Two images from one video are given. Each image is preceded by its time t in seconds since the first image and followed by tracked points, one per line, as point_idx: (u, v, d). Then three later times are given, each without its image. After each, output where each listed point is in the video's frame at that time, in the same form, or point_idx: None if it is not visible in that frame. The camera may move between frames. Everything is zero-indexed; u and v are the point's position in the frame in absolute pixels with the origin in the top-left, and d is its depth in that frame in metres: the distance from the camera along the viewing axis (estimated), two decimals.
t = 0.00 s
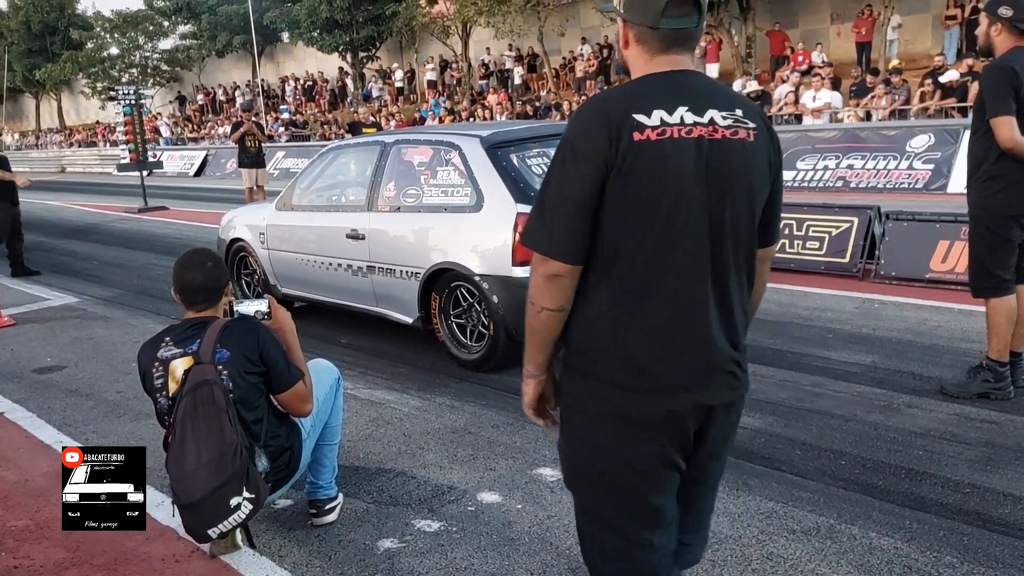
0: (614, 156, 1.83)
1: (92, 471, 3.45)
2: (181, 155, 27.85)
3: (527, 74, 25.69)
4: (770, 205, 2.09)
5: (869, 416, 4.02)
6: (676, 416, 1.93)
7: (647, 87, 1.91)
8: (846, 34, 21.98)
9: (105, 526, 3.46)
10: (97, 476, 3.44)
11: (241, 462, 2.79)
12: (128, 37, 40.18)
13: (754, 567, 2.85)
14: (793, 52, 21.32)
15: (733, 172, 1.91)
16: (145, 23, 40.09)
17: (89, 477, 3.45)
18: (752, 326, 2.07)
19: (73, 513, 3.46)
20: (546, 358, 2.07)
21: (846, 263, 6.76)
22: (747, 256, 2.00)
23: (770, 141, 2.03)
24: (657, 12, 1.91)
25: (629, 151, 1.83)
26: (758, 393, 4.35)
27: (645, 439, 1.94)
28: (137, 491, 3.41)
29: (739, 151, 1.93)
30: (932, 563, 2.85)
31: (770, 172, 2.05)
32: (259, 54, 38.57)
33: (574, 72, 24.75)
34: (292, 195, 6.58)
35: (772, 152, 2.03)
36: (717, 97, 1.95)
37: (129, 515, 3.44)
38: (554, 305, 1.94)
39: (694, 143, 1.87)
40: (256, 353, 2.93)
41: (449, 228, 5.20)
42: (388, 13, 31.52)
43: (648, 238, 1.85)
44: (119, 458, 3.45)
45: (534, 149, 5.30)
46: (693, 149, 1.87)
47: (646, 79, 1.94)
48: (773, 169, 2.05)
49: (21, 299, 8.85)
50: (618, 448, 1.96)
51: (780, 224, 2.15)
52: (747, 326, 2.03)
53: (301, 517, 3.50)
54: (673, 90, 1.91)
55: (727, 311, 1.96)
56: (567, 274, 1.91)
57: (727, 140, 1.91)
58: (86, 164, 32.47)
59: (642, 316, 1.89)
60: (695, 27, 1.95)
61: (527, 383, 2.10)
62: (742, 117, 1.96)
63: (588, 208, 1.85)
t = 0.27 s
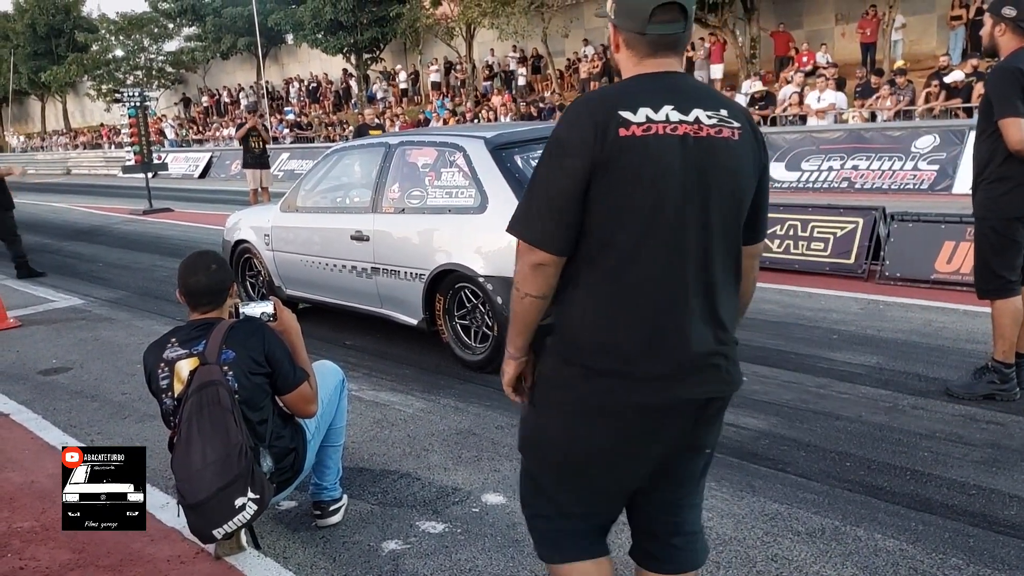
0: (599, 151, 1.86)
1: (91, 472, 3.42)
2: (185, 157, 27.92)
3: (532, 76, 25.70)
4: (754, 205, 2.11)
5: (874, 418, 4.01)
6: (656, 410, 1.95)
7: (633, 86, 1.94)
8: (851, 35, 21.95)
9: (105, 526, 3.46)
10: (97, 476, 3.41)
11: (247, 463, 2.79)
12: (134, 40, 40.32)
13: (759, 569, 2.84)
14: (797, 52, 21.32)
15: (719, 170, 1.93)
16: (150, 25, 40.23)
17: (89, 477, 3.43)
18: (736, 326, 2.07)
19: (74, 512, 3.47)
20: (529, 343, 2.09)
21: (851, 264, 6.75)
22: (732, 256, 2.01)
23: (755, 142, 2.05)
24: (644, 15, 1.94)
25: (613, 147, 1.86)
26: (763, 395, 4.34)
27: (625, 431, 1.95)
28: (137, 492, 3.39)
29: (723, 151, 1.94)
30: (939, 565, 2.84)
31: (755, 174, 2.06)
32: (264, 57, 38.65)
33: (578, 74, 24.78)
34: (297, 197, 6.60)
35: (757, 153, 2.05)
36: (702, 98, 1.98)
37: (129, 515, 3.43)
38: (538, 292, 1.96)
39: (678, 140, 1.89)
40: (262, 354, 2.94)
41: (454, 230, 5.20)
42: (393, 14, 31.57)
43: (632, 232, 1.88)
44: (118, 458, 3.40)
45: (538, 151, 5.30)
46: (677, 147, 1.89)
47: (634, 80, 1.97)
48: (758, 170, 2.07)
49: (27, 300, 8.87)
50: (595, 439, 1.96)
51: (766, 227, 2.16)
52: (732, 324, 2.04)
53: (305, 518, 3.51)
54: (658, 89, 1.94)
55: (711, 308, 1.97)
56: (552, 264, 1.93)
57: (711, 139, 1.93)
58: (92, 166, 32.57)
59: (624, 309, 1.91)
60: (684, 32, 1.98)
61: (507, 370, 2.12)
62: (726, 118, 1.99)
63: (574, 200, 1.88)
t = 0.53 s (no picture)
0: (552, 151, 1.94)
1: (91, 472, 3.50)
2: (188, 159, 27.95)
3: (534, 77, 25.70)
4: (733, 206, 2.08)
5: (877, 420, 4.01)
6: (619, 404, 1.97)
7: (591, 90, 2.00)
8: (853, 36, 21.92)
9: (105, 526, 3.49)
10: (97, 476, 3.49)
11: (249, 465, 2.79)
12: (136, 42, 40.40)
13: (763, 572, 2.84)
14: (799, 54, 21.31)
15: (677, 167, 1.93)
16: (153, 27, 40.36)
17: (89, 477, 3.51)
18: (712, 328, 2.05)
19: (73, 513, 3.52)
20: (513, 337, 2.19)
21: (854, 266, 6.75)
22: (699, 255, 2.00)
23: (729, 142, 2.03)
24: (602, 23, 2.02)
25: (566, 146, 1.93)
26: (766, 397, 4.34)
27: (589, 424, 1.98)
28: (136, 491, 3.45)
29: (684, 149, 1.94)
30: (942, 568, 2.84)
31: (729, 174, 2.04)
32: (266, 58, 38.69)
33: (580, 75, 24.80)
34: (300, 199, 6.61)
35: (730, 153, 2.03)
36: (665, 99, 2.00)
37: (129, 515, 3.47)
38: (510, 285, 2.07)
39: (632, 138, 1.92)
40: (265, 356, 2.94)
41: (456, 232, 5.21)
42: (395, 16, 31.59)
43: (586, 228, 1.92)
44: (119, 458, 3.51)
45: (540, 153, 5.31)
46: (631, 144, 1.91)
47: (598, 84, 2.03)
48: (733, 171, 2.04)
49: (30, 302, 8.89)
50: (561, 431, 2.00)
51: (752, 229, 2.12)
52: (704, 324, 2.02)
53: (308, 520, 3.51)
54: (619, 91, 1.99)
55: (676, 307, 1.97)
56: (520, 260, 2.04)
57: (671, 138, 1.94)
58: (95, 168, 32.61)
59: (582, 303, 1.95)
60: (646, 39, 2.03)
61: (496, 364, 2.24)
62: (692, 119, 1.99)
63: (533, 197, 1.97)
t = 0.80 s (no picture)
0: (496, 164, 2.06)
1: (92, 472, 3.56)
2: (193, 161, 28.02)
3: (538, 80, 25.70)
4: (691, 213, 2.01)
5: (884, 425, 4.00)
6: (563, 403, 2.03)
7: (540, 102, 2.07)
8: (857, 38, 21.89)
9: (105, 526, 3.55)
10: (97, 476, 3.56)
11: (257, 470, 2.80)
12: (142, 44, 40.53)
13: None
14: (804, 55, 21.31)
15: (609, 178, 1.94)
16: (158, 29, 40.58)
17: (89, 478, 3.57)
18: (663, 335, 2.02)
19: (74, 513, 3.57)
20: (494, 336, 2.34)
21: (860, 269, 6.74)
22: (643, 262, 1.98)
23: (679, 148, 1.97)
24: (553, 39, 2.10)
25: (508, 159, 2.04)
26: (772, 402, 4.34)
27: (536, 422, 2.07)
28: (136, 491, 3.52)
29: (620, 159, 1.94)
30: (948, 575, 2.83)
31: (679, 181, 1.98)
32: (271, 61, 38.76)
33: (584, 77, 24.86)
34: (305, 203, 6.63)
35: (679, 159, 1.97)
36: (611, 108, 2.01)
37: (129, 515, 3.53)
38: (476, 288, 2.24)
39: (564, 149, 1.97)
40: (273, 362, 2.94)
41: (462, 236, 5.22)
42: (399, 18, 31.63)
43: (525, 237, 2.02)
44: (119, 458, 3.57)
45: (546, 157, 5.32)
46: (566, 156, 1.97)
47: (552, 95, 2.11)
48: (685, 178, 1.98)
49: (36, 305, 8.92)
50: (513, 426, 2.11)
51: (717, 236, 2.04)
52: (651, 331, 2.01)
53: (316, 525, 3.51)
54: (564, 103, 2.04)
55: (615, 313, 1.98)
56: (486, 264, 2.22)
57: (607, 149, 1.95)
58: (100, 170, 32.69)
59: (525, 307, 2.04)
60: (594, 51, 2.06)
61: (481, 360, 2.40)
62: (636, 127, 1.97)
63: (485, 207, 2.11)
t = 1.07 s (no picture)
0: (462, 177, 2.14)
1: (92, 471, 3.62)
2: (204, 164, 28.14)
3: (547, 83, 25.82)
4: (649, 226, 1.98)
5: (897, 433, 3.99)
6: (528, 408, 2.09)
7: (507, 116, 2.13)
8: (867, 42, 21.84)
9: (105, 526, 3.64)
10: (97, 476, 3.61)
11: (270, 477, 2.81)
12: (153, 48, 40.79)
13: None
14: (814, 60, 21.27)
15: (561, 193, 1.97)
16: (170, 34, 40.83)
17: (89, 477, 3.63)
18: (620, 347, 2.02)
19: (74, 513, 3.65)
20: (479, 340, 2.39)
21: (872, 275, 6.72)
22: (596, 275, 1.99)
23: (635, 162, 1.95)
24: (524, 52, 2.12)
25: (472, 172, 2.11)
26: (784, 409, 4.33)
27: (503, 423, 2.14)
28: (136, 491, 3.60)
29: (572, 173, 1.97)
30: None
31: (636, 193, 1.96)
32: (281, 65, 38.92)
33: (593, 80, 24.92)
34: (316, 208, 6.66)
35: (635, 172, 1.95)
36: (570, 123, 2.03)
37: (129, 515, 3.63)
38: (454, 294, 2.29)
39: (523, 164, 2.02)
40: (286, 370, 2.95)
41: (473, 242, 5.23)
42: (409, 23, 31.72)
43: (487, 247, 2.09)
44: (119, 458, 3.63)
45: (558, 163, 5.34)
46: (522, 171, 2.02)
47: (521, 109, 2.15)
48: (642, 191, 1.96)
49: (49, 309, 8.98)
50: (487, 426, 2.20)
51: (679, 249, 2.00)
52: (609, 342, 2.01)
53: (327, 531, 3.53)
54: (527, 118, 2.09)
55: (570, 323, 2.01)
56: (463, 272, 2.26)
57: (563, 163, 1.98)
58: (111, 174, 32.86)
59: (488, 314, 2.11)
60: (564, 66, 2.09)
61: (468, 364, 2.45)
62: (593, 141, 1.98)
63: (455, 217, 2.19)
